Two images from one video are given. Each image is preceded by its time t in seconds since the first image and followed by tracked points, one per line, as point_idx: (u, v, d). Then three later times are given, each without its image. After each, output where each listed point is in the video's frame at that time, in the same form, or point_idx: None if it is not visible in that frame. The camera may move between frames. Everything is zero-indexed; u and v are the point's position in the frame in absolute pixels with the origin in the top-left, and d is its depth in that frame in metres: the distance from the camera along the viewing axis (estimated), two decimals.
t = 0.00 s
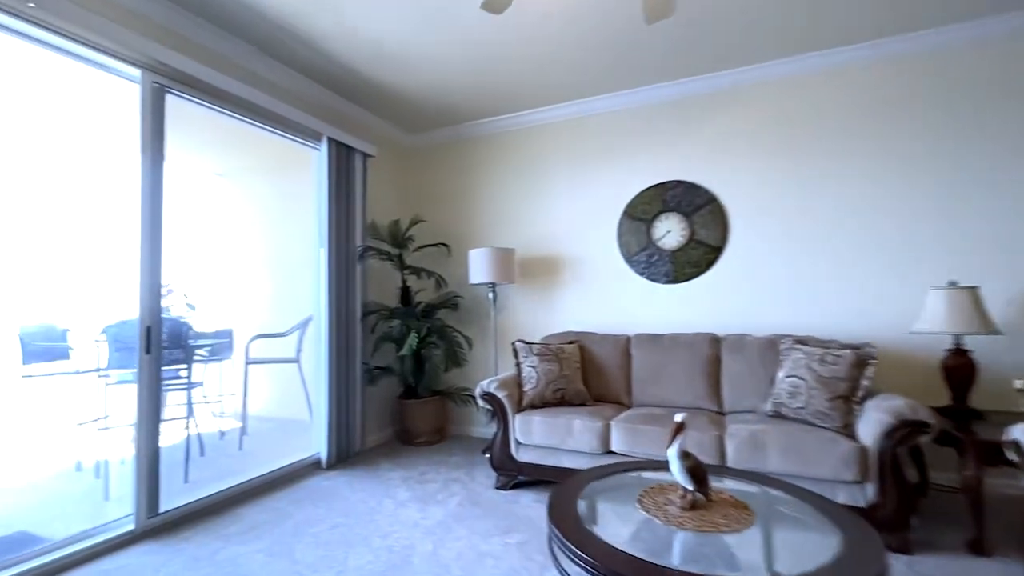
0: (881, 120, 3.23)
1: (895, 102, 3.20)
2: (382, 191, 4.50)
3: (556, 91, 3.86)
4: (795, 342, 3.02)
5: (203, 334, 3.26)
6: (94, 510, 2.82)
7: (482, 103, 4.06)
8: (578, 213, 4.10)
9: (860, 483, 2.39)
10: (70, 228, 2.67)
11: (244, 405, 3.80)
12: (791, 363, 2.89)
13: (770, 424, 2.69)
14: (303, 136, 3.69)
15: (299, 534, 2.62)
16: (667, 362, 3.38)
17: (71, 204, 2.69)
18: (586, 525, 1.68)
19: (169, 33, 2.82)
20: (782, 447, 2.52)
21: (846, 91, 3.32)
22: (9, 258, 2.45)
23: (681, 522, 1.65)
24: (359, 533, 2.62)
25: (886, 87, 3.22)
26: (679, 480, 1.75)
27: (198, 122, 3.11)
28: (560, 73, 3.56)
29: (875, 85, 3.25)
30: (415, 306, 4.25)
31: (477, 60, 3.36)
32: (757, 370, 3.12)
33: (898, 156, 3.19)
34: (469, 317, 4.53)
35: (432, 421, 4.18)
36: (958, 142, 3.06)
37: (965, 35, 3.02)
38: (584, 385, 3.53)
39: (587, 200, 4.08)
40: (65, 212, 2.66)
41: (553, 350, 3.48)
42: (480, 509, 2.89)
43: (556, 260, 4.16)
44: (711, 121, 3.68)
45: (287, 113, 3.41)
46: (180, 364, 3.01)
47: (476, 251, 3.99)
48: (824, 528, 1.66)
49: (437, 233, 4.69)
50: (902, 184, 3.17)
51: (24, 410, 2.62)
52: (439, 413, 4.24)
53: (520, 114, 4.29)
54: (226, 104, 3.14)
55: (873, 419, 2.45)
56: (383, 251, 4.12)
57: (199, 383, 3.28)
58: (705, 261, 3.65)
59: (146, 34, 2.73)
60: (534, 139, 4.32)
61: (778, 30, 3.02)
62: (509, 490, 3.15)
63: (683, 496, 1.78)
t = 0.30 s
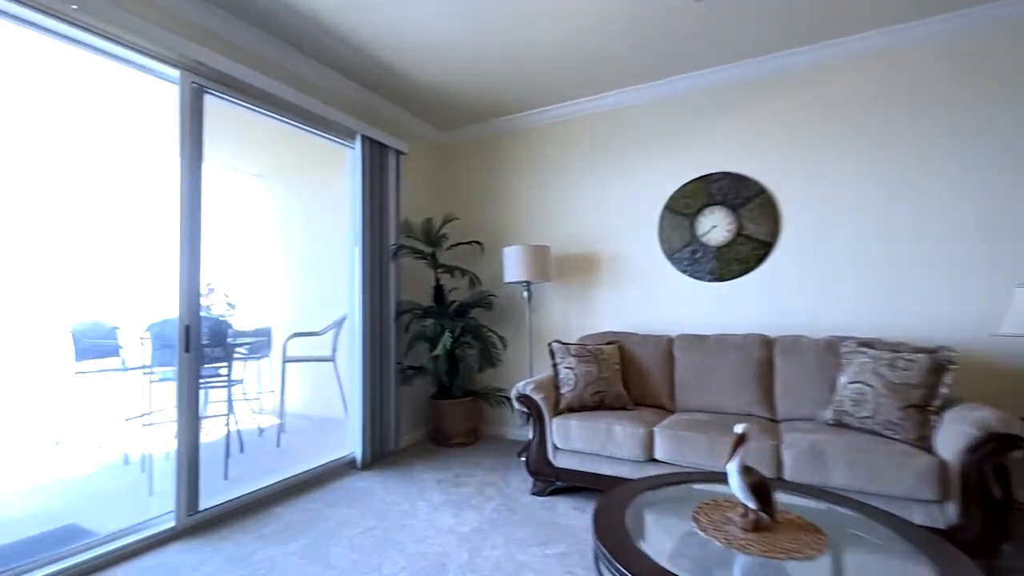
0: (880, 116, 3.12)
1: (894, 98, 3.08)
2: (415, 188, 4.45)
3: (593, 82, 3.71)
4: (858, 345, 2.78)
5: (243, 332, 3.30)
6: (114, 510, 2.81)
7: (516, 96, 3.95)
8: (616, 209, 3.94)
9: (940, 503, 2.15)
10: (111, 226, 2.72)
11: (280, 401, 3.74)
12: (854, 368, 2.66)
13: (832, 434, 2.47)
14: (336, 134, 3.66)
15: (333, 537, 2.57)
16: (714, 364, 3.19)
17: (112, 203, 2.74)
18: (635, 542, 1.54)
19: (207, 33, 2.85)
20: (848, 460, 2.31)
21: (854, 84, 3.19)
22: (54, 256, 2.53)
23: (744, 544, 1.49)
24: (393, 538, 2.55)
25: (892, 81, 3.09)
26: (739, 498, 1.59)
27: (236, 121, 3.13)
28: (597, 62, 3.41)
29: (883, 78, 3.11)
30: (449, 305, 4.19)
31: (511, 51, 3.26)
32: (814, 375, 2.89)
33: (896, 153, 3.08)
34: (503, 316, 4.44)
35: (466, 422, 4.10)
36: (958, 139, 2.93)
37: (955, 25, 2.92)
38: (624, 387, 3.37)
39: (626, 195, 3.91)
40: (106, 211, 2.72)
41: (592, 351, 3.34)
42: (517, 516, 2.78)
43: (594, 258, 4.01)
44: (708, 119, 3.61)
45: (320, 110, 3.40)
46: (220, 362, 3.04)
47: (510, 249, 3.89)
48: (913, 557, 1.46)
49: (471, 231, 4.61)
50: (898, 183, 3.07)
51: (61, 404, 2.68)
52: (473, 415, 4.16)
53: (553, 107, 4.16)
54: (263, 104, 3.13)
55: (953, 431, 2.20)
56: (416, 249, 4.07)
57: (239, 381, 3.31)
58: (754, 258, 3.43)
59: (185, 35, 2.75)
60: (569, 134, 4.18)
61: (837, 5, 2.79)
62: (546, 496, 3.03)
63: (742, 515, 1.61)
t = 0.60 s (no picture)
0: (879, 110, 3.04)
1: (892, 92, 3.00)
2: (449, 185, 4.37)
3: (635, 70, 3.53)
4: (936, 349, 2.50)
5: (283, 329, 3.33)
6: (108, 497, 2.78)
7: (553, 88, 3.81)
8: (658, 203, 3.74)
9: None
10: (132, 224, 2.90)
11: (317, 399, 3.78)
12: (934, 375, 2.38)
13: (910, 448, 2.23)
14: (372, 132, 3.59)
15: (369, 542, 2.50)
16: (769, 369, 2.96)
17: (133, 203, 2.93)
18: (695, 566, 1.38)
19: (245, 31, 2.84)
20: (932, 479, 2.06)
21: (854, 77, 3.11)
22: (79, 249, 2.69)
23: None
24: (429, 546, 2.46)
25: (892, 73, 3.00)
26: (815, 524, 1.40)
27: (272, 119, 3.11)
28: (640, 48, 3.23)
29: (882, 70, 3.03)
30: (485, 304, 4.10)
31: (548, 38, 3.13)
32: (885, 381, 2.63)
33: (893, 149, 3.00)
34: (539, 316, 4.31)
35: (502, 425, 4.00)
36: (958, 133, 2.83)
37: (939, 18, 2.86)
38: (670, 392, 3.18)
39: (670, 188, 3.70)
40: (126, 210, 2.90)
41: (635, 353, 3.17)
42: (557, 526, 2.64)
43: (634, 256, 3.82)
44: (716, 113, 3.54)
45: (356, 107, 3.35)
46: (260, 360, 3.05)
47: (547, 246, 3.75)
48: None
49: (505, 228, 4.50)
50: (894, 180, 2.99)
51: (71, 391, 2.72)
52: (509, 417, 4.05)
53: (590, 99, 4.00)
54: (300, 101, 3.09)
55: None
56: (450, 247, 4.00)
57: (277, 379, 3.32)
58: (812, 253, 3.18)
59: (223, 32, 2.74)
60: (606, 126, 4.01)
61: None
62: (587, 506, 2.88)
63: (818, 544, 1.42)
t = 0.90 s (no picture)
0: (872, 105, 2.95)
1: (887, 85, 2.91)
2: (487, 182, 4.27)
3: (684, 55, 3.31)
4: None
5: (323, 329, 3.34)
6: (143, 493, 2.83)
7: (594, 78, 3.64)
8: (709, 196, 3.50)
9: None
10: (139, 220, 3.10)
11: (356, 397, 3.89)
12: None
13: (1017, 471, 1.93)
14: (410, 129, 3.52)
15: (407, 549, 2.43)
16: (837, 376, 2.69)
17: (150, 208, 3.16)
18: None
19: (285, 30, 2.82)
20: None
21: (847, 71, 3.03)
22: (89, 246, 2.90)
23: None
24: (468, 555, 2.36)
25: (883, 66, 2.92)
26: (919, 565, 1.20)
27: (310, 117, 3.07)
28: (689, 31, 3.03)
29: (875, 63, 2.94)
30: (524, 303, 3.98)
31: (588, 25, 2.97)
32: (978, 392, 2.33)
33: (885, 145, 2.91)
34: (580, 316, 4.14)
35: (542, 428, 3.86)
36: (958, 124, 2.72)
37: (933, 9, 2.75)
38: (724, 399, 2.95)
39: (722, 178, 3.45)
40: (133, 208, 3.10)
41: (685, 357, 2.96)
42: (603, 540, 2.49)
43: (682, 253, 3.60)
44: (769, 98, 3.29)
45: (395, 105, 3.29)
46: (300, 359, 3.04)
47: (589, 243, 3.58)
48: None
49: (545, 225, 4.35)
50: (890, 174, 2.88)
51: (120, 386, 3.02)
52: (549, 421, 3.91)
53: (632, 89, 3.81)
54: (337, 99, 3.03)
55: None
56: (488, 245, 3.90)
57: (317, 377, 3.33)
58: (885, 248, 2.88)
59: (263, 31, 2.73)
60: (649, 117, 3.81)
61: None
62: (634, 519, 2.71)
63: None
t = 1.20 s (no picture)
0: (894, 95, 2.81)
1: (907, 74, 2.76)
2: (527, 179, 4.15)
3: (741, 37, 3.07)
4: None
5: (364, 329, 3.33)
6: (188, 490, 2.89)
7: (641, 66, 3.44)
8: (766, 188, 3.24)
9: None
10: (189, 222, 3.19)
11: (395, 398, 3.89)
12: None
13: None
14: (449, 126, 3.44)
15: (445, 560, 2.33)
16: (921, 386, 2.40)
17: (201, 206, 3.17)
18: None
19: (324, 29, 2.79)
20: None
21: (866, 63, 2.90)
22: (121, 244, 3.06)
23: None
24: (508, 569, 2.24)
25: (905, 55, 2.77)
26: None
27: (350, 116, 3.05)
28: (747, 11, 2.79)
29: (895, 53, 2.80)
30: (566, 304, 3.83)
31: (636, 9, 2.79)
32: None
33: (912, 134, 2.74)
34: (625, 318, 3.95)
35: (585, 434, 3.70)
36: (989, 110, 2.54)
37: None
38: (788, 409, 2.70)
39: (781, 170, 3.18)
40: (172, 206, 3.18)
41: (743, 363, 2.73)
42: (653, 559, 2.31)
43: (738, 250, 3.35)
44: (831, 81, 3.02)
45: (433, 101, 3.22)
46: (341, 360, 3.02)
47: (635, 241, 3.39)
48: None
49: (588, 223, 4.18)
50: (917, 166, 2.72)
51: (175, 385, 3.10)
52: (593, 427, 3.74)
53: (679, 78, 3.59)
54: (377, 98, 2.98)
55: None
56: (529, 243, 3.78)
57: (359, 377, 3.32)
58: (977, 243, 2.56)
59: (302, 31, 2.71)
60: (699, 107, 3.57)
61: None
62: (687, 537, 2.51)
63: None
